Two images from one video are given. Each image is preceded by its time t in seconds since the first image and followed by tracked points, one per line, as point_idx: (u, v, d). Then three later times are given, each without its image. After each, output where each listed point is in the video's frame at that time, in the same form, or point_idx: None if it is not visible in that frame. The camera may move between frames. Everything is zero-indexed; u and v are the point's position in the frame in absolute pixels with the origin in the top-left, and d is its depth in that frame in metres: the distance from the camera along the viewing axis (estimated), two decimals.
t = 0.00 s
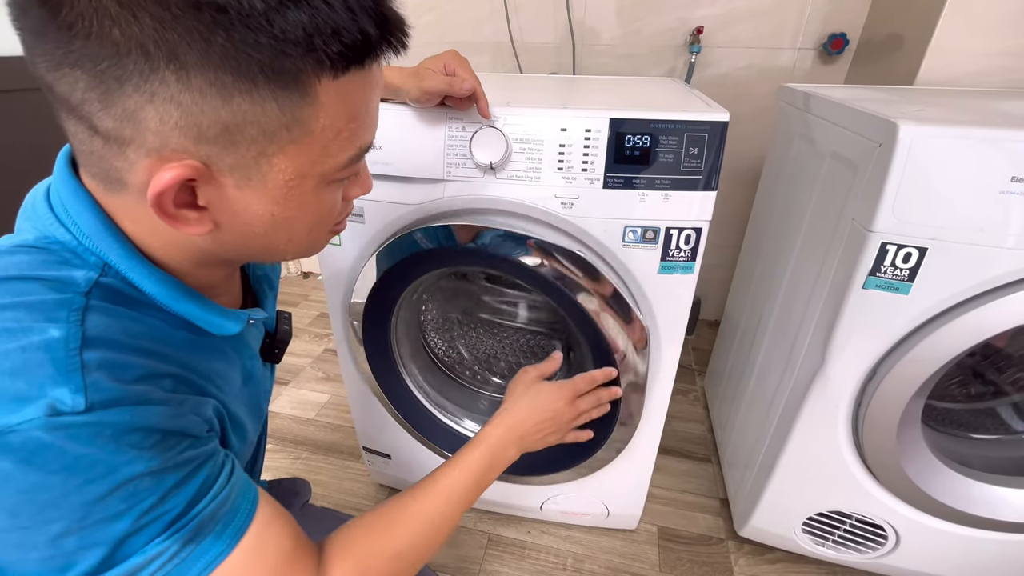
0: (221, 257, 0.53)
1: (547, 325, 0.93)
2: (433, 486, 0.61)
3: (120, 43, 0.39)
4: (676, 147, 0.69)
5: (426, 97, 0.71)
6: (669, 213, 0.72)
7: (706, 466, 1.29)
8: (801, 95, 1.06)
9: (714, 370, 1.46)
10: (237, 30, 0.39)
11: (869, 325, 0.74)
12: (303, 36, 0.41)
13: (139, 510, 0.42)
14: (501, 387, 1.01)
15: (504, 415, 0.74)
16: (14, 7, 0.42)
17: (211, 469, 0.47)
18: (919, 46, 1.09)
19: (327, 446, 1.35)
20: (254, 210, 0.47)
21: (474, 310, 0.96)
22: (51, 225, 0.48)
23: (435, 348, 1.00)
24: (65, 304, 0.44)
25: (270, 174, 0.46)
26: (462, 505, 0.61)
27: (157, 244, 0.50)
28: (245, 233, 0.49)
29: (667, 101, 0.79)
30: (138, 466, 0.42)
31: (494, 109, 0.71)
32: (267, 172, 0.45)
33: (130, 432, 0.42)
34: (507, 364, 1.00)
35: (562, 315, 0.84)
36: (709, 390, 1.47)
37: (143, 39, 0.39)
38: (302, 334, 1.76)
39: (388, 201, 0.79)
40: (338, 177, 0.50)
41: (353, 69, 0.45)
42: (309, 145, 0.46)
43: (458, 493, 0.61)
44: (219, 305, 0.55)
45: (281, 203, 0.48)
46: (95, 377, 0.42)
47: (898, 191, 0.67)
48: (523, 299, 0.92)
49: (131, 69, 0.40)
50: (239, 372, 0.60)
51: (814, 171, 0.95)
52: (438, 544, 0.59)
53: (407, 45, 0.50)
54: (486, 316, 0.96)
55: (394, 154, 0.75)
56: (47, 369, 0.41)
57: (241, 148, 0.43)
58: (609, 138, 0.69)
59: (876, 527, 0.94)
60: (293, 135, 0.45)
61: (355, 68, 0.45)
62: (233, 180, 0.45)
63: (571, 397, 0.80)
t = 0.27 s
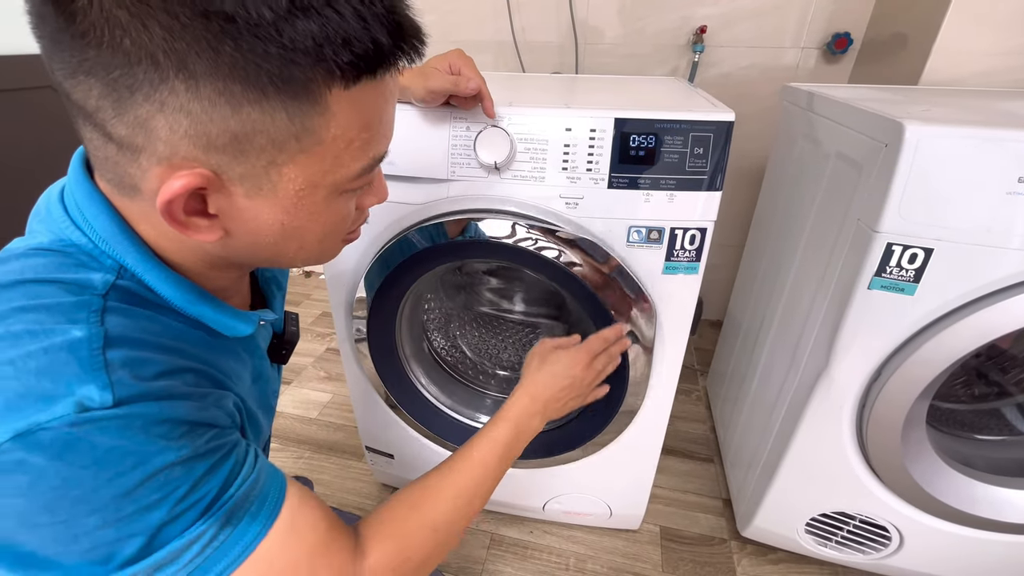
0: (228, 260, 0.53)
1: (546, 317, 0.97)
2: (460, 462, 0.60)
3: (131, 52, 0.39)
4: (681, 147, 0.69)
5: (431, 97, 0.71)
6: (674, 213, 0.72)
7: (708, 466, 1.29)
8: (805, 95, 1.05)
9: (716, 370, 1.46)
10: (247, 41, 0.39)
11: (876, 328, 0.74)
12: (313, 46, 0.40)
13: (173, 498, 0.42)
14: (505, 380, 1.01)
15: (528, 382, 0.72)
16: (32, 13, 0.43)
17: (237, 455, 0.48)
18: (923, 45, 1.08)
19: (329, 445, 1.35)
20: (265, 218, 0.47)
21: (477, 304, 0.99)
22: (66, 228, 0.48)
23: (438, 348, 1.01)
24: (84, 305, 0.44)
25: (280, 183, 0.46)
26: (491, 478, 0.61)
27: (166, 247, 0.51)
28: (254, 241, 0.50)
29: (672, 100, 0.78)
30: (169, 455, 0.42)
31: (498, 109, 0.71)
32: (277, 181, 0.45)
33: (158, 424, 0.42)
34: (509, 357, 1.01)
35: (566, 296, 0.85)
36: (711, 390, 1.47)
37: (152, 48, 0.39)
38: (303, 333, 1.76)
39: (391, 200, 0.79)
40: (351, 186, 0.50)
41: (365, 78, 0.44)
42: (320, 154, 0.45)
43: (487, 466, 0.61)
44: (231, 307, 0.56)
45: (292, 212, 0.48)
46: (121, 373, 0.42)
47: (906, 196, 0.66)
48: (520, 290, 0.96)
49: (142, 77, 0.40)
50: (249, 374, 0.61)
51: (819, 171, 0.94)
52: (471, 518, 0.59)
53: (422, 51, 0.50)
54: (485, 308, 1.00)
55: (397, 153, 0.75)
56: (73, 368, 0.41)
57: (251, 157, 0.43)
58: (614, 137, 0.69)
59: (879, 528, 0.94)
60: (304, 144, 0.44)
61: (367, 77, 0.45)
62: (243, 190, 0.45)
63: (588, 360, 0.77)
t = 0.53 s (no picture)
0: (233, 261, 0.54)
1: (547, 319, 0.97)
2: (481, 436, 0.60)
3: (133, 53, 0.39)
4: (683, 147, 0.69)
5: (433, 97, 0.71)
6: (676, 213, 0.71)
7: (710, 467, 1.29)
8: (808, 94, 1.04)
9: (718, 370, 1.46)
10: (247, 32, 0.39)
11: (880, 329, 0.74)
12: (313, 35, 0.40)
13: (196, 485, 0.42)
14: (505, 381, 1.01)
15: (541, 353, 0.71)
16: (32, 19, 0.43)
17: (252, 441, 0.48)
18: (926, 45, 1.08)
19: (330, 445, 1.35)
20: (273, 216, 0.47)
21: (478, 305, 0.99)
22: (72, 229, 0.48)
23: (439, 349, 1.01)
24: (93, 304, 0.44)
25: (289, 179, 0.45)
26: (514, 449, 0.61)
27: (170, 249, 0.51)
28: (264, 239, 0.50)
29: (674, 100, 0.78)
30: (187, 443, 0.42)
31: (500, 109, 0.71)
32: (286, 176, 0.45)
33: (174, 413, 0.42)
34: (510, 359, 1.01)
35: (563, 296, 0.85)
36: (713, 390, 1.47)
37: (153, 48, 0.39)
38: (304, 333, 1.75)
39: (392, 201, 0.79)
40: (359, 177, 0.49)
41: (366, 67, 0.44)
42: (327, 147, 0.45)
43: (508, 437, 0.61)
44: (237, 308, 0.56)
45: (301, 209, 0.48)
46: (133, 368, 0.42)
47: (909, 194, 0.66)
48: (522, 291, 0.95)
49: (145, 78, 0.40)
50: (256, 370, 0.61)
51: (821, 170, 0.94)
52: (497, 489, 0.59)
53: (422, 37, 0.49)
54: (486, 309, 1.00)
55: (398, 153, 0.75)
56: (85, 364, 0.41)
57: (257, 153, 0.43)
58: (616, 138, 0.69)
59: (881, 530, 0.94)
60: (310, 137, 0.44)
61: (369, 65, 0.44)
62: (252, 187, 0.45)
63: (597, 325, 0.74)
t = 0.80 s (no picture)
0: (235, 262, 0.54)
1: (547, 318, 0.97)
2: (484, 431, 0.60)
3: (146, 60, 0.39)
4: (684, 148, 0.68)
5: (433, 97, 0.71)
6: (677, 214, 0.71)
7: (710, 467, 1.29)
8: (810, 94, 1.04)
9: (719, 370, 1.46)
10: (261, 38, 0.38)
11: (881, 330, 0.73)
12: (327, 40, 0.40)
13: (217, 483, 0.42)
14: (506, 381, 1.01)
15: (540, 346, 0.71)
16: (38, 25, 0.42)
17: (270, 439, 0.48)
18: (928, 45, 1.08)
19: (331, 445, 1.35)
20: (286, 217, 0.47)
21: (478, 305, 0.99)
22: (84, 233, 0.48)
23: (439, 349, 1.01)
24: (110, 307, 0.44)
25: (301, 181, 0.46)
26: (518, 439, 0.61)
27: (174, 251, 0.51)
28: (277, 239, 0.50)
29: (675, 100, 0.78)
30: (209, 442, 0.42)
31: (500, 110, 0.71)
32: (297, 179, 0.45)
33: (196, 412, 0.42)
34: (510, 357, 1.01)
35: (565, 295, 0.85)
36: (714, 390, 1.46)
37: (169, 56, 0.38)
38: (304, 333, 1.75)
39: (391, 201, 0.78)
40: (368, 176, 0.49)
41: (377, 69, 0.44)
42: (337, 150, 0.45)
43: (513, 429, 0.61)
44: (247, 307, 0.55)
45: (312, 209, 0.48)
46: (154, 369, 0.42)
47: (920, 199, 0.66)
48: (521, 290, 0.95)
49: (160, 85, 0.39)
50: (266, 369, 0.61)
51: (823, 171, 0.94)
52: (505, 480, 0.59)
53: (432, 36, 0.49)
54: (486, 308, 1.00)
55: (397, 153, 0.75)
56: (107, 367, 0.41)
57: (271, 158, 0.43)
58: (617, 138, 0.69)
59: (882, 531, 0.94)
60: (321, 140, 0.44)
61: (380, 67, 0.44)
62: (265, 190, 0.45)
63: (595, 319, 0.74)
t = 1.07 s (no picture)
0: (237, 265, 0.54)
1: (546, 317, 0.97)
2: (486, 432, 0.60)
3: (161, 69, 0.39)
4: (684, 149, 0.68)
5: (433, 98, 0.70)
6: (677, 215, 0.71)
7: (711, 468, 1.29)
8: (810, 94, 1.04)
9: (719, 370, 1.46)
10: (275, 52, 0.38)
11: (882, 332, 0.73)
12: (342, 53, 0.40)
13: (228, 486, 0.42)
14: (506, 381, 1.01)
15: (540, 348, 0.71)
16: (53, 28, 0.42)
17: (280, 443, 0.48)
18: (929, 45, 1.07)
19: (331, 445, 1.35)
20: (293, 222, 0.47)
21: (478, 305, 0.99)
22: (97, 236, 0.48)
23: (439, 349, 1.01)
24: (123, 310, 0.44)
25: (310, 189, 0.46)
26: (519, 440, 0.61)
27: (183, 254, 0.51)
28: (285, 244, 0.50)
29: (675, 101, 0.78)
30: (221, 446, 0.42)
31: (500, 111, 0.71)
32: (306, 187, 0.45)
33: (209, 416, 0.42)
34: (511, 358, 1.01)
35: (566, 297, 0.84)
36: (714, 390, 1.46)
37: (184, 66, 0.38)
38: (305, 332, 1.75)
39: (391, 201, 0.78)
40: (375, 185, 0.49)
41: (389, 81, 0.44)
42: (347, 159, 0.46)
43: (514, 430, 0.61)
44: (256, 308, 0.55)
45: (320, 216, 0.48)
46: (168, 373, 0.42)
47: (930, 206, 0.65)
48: (521, 290, 0.95)
49: (174, 94, 0.39)
50: (275, 370, 0.61)
51: (823, 173, 0.94)
52: (507, 481, 0.59)
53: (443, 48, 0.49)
54: (486, 308, 1.00)
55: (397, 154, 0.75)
56: (122, 370, 0.40)
57: (282, 166, 0.43)
58: (617, 139, 0.69)
59: (882, 532, 0.94)
60: (331, 150, 0.44)
61: (392, 78, 0.44)
62: (274, 198, 0.45)
63: (594, 319, 0.74)
